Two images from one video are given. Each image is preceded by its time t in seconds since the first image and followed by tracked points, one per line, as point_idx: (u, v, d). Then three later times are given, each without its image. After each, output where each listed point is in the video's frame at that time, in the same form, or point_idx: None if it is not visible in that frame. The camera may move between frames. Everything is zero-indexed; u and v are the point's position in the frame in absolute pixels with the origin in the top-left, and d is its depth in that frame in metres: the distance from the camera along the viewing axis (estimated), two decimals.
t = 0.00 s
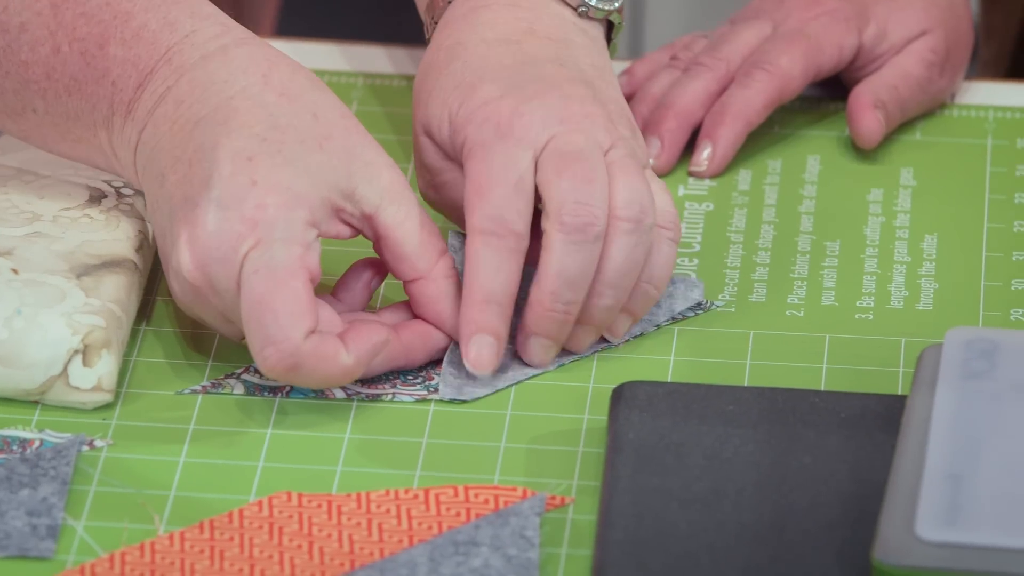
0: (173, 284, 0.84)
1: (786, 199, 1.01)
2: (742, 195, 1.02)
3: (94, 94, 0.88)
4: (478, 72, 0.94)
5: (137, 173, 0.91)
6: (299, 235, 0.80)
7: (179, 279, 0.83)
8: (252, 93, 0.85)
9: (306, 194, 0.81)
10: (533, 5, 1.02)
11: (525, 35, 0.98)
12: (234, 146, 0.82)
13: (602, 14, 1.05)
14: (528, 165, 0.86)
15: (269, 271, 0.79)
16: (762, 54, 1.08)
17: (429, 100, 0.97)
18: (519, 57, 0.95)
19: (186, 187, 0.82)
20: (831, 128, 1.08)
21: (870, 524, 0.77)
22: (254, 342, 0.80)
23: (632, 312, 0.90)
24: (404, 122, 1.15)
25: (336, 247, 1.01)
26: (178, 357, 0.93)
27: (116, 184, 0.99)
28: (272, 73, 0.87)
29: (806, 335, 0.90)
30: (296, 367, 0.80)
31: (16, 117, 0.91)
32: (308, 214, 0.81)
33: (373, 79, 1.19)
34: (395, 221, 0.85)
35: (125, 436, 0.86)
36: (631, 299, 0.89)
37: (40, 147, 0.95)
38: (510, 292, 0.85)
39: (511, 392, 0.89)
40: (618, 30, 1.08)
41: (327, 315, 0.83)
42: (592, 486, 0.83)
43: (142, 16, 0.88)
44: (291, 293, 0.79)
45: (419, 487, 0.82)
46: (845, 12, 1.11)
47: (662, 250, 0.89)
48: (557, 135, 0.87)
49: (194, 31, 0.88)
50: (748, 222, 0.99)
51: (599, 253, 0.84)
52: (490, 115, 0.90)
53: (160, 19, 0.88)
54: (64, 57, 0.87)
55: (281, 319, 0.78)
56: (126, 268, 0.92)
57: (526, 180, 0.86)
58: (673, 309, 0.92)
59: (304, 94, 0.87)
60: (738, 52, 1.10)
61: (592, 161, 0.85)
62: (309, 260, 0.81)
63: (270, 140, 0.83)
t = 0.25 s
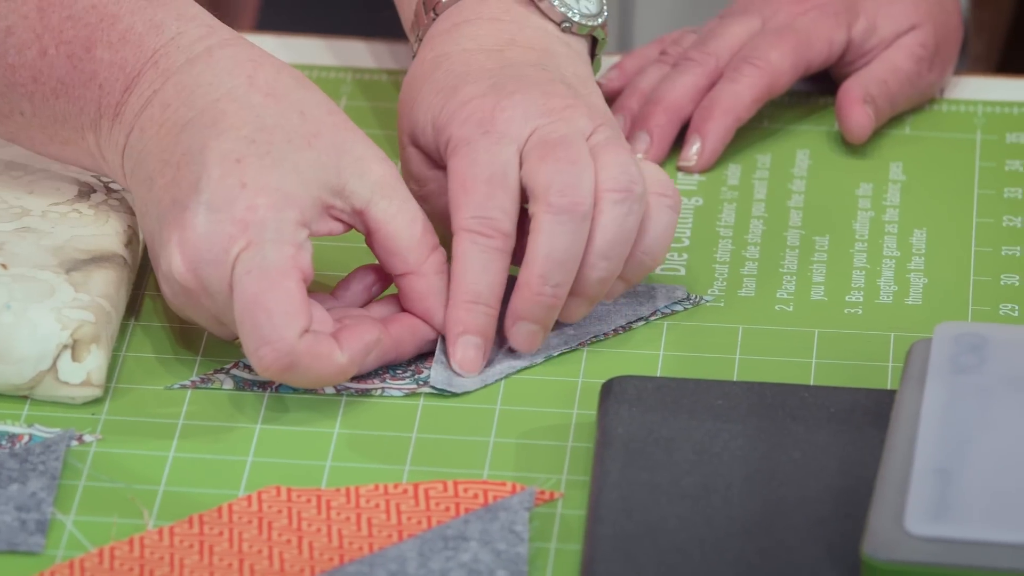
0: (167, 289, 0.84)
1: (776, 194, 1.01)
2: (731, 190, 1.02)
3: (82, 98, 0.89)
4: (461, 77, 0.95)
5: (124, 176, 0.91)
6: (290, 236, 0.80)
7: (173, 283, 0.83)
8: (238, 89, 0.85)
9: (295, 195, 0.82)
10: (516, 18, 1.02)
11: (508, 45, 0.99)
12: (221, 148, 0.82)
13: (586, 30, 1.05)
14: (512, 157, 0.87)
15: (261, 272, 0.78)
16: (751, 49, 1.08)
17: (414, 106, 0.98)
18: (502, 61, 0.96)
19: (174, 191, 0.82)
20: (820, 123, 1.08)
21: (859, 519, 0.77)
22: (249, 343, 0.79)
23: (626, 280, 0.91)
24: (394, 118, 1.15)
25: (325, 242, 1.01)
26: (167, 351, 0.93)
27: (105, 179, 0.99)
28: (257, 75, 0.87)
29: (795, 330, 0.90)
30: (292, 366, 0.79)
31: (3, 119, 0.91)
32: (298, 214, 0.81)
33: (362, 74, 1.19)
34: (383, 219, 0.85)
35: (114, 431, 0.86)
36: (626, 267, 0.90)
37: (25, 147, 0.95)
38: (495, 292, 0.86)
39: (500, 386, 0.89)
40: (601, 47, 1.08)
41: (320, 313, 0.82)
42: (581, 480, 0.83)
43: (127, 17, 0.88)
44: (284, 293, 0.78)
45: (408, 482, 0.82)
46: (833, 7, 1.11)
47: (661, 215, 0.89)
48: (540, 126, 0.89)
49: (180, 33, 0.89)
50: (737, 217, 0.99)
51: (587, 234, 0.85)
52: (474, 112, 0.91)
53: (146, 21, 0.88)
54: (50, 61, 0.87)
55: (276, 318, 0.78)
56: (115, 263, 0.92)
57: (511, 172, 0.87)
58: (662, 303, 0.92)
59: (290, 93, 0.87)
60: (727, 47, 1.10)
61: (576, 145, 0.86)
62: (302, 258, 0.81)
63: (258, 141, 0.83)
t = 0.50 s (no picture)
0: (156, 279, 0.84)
1: (766, 187, 1.01)
2: (721, 182, 1.02)
3: (69, 92, 0.89)
4: (448, 81, 0.95)
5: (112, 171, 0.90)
6: (280, 226, 0.80)
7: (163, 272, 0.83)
8: (226, 81, 0.85)
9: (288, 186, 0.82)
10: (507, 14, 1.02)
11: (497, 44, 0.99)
12: (210, 141, 0.82)
13: (578, 23, 1.05)
14: (494, 165, 0.87)
15: (253, 261, 0.78)
16: (742, 42, 1.08)
17: (400, 109, 0.98)
18: (489, 63, 0.97)
19: (164, 183, 0.82)
20: (810, 116, 1.08)
21: (850, 510, 0.77)
22: (240, 332, 0.79)
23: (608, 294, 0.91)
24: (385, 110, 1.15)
25: (315, 234, 1.01)
26: (157, 344, 0.93)
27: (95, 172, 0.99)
28: (245, 67, 0.87)
29: (786, 323, 0.90)
30: (283, 356, 0.79)
31: None
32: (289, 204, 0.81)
33: (352, 67, 1.19)
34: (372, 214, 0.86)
35: (104, 424, 0.86)
36: (607, 281, 0.90)
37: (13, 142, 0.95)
38: (471, 295, 0.86)
39: (490, 378, 0.89)
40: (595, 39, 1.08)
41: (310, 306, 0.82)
42: (572, 473, 0.83)
43: (115, 12, 0.88)
44: (275, 282, 0.78)
45: (399, 475, 0.82)
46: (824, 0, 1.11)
47: (643, 229, 0.89)
48: (524, 135, 0.89)
49: (168, 27, 0.89)
50: (728, 210, 0.99)
51: (567, 245, 0.85)
52: (458, 119, 0.91)
53: (134, 15, 0.89)
54: (38, 55, 0.88)
55: (267, 307, 0.78)
56: (106, 255, 0.92)
57: (491, 180, 0.87)
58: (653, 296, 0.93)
59: (278, 86, 0.87)
60: (717, 40, 1.10)
61: (559, 155, 0.87)
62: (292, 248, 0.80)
63: (248, 133, 0.83)
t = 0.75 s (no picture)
0: (144, 270, 0.84)
1: (755, 177, 1.01)
2: (711, 173, 1.02)
3: (58, 83, 0.89)
4: (437, 71, 0.95)
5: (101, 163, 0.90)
6: (269, 215, 0.80)
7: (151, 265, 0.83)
8: (215, 73, 0.85)
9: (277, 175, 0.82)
10: None
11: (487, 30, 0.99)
12: (198, 131, 0.82)
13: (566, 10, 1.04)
14: (483, 160, 0.87)
15: (241, 251, 0.78)
16: (732, 33, 1.08)
17: (388, 99, 0.98)
18: (478, 54, 0.97)
19: (152, 174, 0.82)
20: (800, 106, 1.08)
21: (840, 500, 0.77)
22: (230, 323, 0.79)
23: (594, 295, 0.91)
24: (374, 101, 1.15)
25: (305, 226, 1.01)
26: (147, 335, 0.93)
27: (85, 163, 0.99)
28: (234, 59, 0.87)
29: (776, 313, 0.90)
30: (271, 346, 0.79)
31: None
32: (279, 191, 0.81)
33: (342, 58, 1.19)
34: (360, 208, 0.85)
35: (94, 415, 0.86)
36: (593, 282, 0.90)
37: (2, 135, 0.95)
38: (463, 291, 0.86)
39: (481, 370, 0.89)
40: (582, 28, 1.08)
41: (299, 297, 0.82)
42: (562, 463, 0.83)
43: (104, 3, 0.89)
44: (264, 271, 0.78)
45: (389, 465, 0.82)
46: None
47: (629, 231, 0.89)
48: (513, 129, 0.89)
49: (157, 19, 0.89)
50: (718, 200, 0.99)
51: (558, 238, 0.85)
52: (448, 113, 0.91)
53: (123, 6, 0.89)
54: (27, 46, 0.88)
55: (255, 296, 0.78)
56: (95, 246, 0.92)
57: (481, 175, 0.87)
58: (643, 287, 0.93)
59: (267, 77, 0.87)
60: (708, 31, 1.10)
61: (548, 149, 0.87)
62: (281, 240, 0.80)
63: (236, 122, 0.83)
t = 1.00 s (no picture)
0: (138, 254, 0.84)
1: (748, 168, 1.01)
2: (703, 164, 1.02)
3: (47, 70, 0.89)
4: (425, 58, 0.96)
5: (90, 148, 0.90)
6: (259, 202, 0.80)
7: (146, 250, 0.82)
8: (204, 59, 0.85)
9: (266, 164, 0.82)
10: None
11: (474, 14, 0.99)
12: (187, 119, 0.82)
13: None
14: (471, 153, 0.87)
15: (232, 238, 0.78)
16: (724, 23, 1.08)
17: (377, 86, 0.98)
18: (466, 41, 0.97)
19: (142, 161, 0.82)
20: (791, 97, 1.08)
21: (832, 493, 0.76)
22: (223, 310, 0.79)
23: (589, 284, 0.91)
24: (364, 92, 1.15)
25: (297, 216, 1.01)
26: (139, 326, 0.93)
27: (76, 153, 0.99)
28: (225, 46, 0.87)
29: (768, 304, 0.90)
30: (264, 332, 0.80)
31: None
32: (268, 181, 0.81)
33: (334, 48, 1.20)
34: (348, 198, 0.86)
35: (86, 405, 0.86)
36: (587, 273, 0.89)
37: None
38: (450, 285, 0.86)
39: (473, 361, 0.89)
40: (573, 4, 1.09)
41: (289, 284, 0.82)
42: (554, 455, 0.83)
43: None
44: (255, 260, 0.78)
45: (381, 456, 0.82)
46: None
47: (624, 221, 0.89)
48: (501, 121, 0.89)
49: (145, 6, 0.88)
50: (710, 191, 1.00)
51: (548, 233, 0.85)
52: (436, 105, 0.91)
53: None
54: (16, 34, 0.88)
55: (247, 284, 0.78)
56: (87, 237, 0.92)
57: (469, 168, 0.87)
58: (635, 278, 0.93)
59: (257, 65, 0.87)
60: (700, 22, 1.10)
61: (536, 143, 0.87)
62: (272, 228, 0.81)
63: (226, 110, 0.83)
